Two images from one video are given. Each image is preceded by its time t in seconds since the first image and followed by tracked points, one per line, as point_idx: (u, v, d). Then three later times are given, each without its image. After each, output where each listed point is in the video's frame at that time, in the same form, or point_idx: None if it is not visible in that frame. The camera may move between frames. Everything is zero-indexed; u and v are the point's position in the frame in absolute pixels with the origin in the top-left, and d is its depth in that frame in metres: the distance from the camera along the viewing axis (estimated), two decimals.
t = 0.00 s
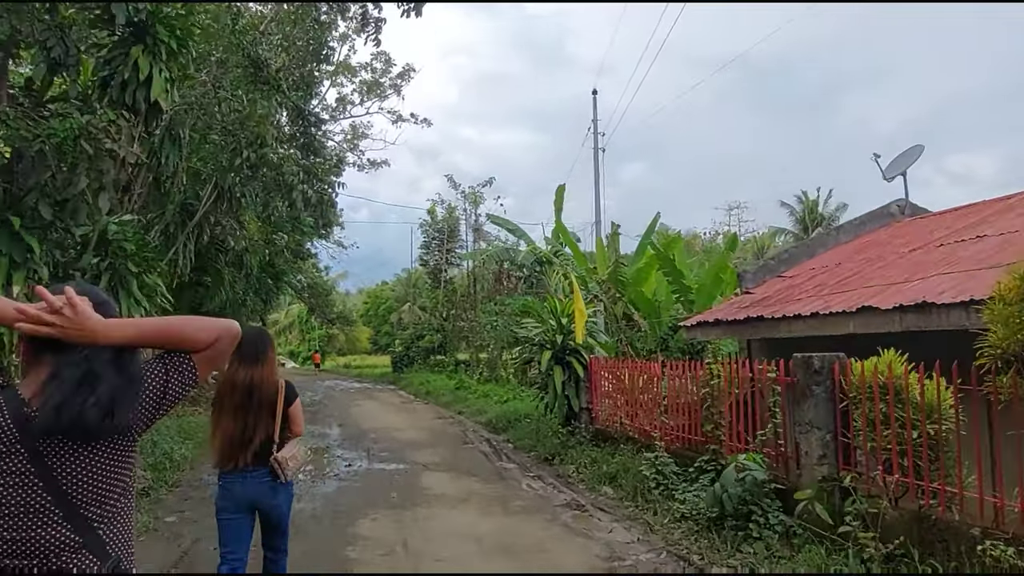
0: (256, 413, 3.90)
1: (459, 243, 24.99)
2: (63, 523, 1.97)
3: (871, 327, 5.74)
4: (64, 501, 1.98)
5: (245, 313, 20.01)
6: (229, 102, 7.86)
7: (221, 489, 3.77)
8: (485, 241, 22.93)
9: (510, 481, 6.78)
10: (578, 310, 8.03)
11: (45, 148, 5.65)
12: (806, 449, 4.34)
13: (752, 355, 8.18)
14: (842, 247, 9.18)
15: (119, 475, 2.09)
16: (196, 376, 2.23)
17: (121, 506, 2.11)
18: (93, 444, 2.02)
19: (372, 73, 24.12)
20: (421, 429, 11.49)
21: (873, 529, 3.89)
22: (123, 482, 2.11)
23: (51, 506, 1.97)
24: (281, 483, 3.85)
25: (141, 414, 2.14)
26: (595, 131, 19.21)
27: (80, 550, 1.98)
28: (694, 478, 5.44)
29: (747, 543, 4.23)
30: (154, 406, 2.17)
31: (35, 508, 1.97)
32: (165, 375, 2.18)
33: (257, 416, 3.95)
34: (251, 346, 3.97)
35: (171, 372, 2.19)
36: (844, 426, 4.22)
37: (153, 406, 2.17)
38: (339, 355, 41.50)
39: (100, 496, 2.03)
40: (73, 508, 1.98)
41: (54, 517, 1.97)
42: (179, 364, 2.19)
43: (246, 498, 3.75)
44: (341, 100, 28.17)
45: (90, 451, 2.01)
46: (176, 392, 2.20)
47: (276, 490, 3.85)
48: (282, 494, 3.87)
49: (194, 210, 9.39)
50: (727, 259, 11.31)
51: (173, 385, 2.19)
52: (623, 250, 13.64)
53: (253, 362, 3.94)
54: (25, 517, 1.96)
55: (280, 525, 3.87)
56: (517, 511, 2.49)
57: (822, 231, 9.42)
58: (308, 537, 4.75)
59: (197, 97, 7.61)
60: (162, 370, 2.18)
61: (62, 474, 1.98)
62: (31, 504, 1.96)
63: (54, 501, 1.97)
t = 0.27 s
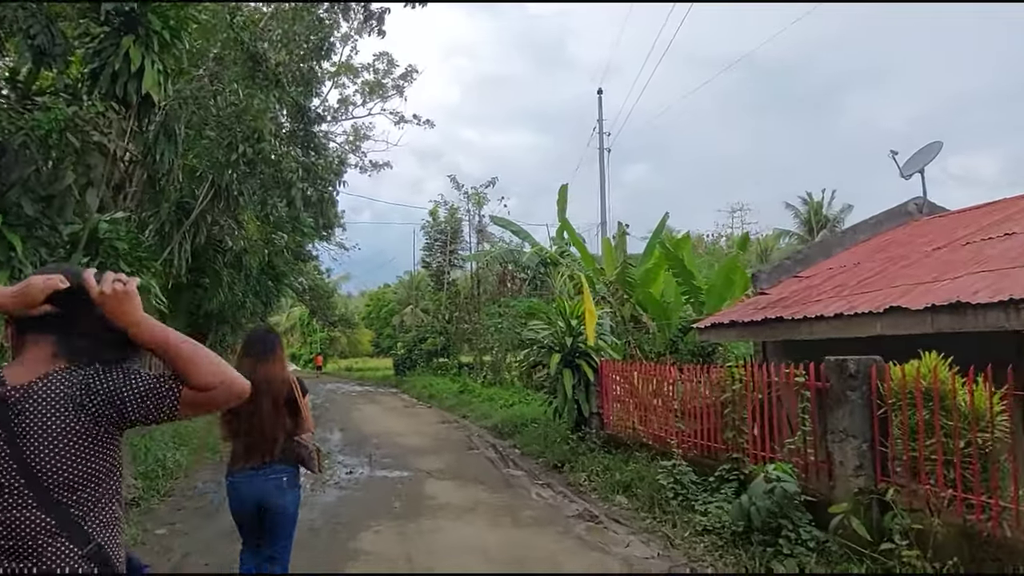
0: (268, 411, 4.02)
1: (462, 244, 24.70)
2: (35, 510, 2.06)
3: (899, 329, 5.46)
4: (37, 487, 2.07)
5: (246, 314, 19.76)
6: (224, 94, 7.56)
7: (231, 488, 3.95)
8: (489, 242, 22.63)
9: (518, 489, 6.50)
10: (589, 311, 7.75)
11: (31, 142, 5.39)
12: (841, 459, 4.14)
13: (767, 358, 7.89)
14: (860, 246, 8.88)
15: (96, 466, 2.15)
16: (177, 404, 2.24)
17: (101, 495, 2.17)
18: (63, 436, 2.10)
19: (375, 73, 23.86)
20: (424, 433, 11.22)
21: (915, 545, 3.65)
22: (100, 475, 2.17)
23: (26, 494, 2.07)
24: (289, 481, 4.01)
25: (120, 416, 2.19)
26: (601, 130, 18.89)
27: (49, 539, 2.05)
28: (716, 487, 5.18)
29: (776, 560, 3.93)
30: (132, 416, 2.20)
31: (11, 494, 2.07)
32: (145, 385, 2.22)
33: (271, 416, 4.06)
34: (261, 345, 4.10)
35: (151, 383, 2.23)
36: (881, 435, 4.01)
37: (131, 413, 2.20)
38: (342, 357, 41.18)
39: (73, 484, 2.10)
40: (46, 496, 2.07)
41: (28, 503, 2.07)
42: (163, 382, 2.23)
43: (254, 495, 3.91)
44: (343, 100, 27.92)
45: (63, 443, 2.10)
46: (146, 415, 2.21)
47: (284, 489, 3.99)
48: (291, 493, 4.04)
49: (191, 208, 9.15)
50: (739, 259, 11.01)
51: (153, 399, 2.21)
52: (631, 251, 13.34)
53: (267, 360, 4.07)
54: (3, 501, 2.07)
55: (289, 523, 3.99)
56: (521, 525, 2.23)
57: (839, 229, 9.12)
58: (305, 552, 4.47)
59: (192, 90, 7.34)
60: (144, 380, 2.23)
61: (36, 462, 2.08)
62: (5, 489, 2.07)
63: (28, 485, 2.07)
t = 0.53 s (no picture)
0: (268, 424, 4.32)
1: (465, 243, 24.42)
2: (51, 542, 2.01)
3: (933, 327, 5.15)
4: (53, 520, 2.02)
5: (246, 315, 19.49)
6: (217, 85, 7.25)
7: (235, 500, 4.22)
8: (492, 241, 22.34)
9: (527, 497, 6.21)
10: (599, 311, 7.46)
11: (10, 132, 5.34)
12: (880, 470, 4.03)
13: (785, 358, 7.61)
14: (878, 242, 8.58)
15: (111, 500, 2.08)
16: (185, 473, 2.10)
17: (117, 529, 2.12)
18: (75, 471, 2.04)
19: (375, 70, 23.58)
20: (428, 436, 10.93)
21: (963, 562, 3.54)
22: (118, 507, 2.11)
23: (40, 527, 2.02)
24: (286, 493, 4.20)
25: (132, 461, 2.09)
26: (607, 126, 18.59)
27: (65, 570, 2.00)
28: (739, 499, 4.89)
29: None
30: (145, 466, 2.10)
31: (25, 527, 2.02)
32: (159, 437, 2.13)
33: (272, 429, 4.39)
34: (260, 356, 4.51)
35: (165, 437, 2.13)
36: (924, 444, 3.91)
37: (143, 463, 2.10)
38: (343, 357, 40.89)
39: (88, 517, 2.04)
40: (62, 527, 2.02)
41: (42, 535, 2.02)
42: (182, 451, 2.11)
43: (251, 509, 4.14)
44: (344, 98, 27.64)
45: (74, 478, 2.03)
46: (156, 474, 2.09)
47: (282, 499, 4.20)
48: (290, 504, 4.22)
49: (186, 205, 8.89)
50: (750, 257, 10.71)
51: (169, 454, 2.10)
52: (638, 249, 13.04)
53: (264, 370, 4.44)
54: (16, 533, 2.02)
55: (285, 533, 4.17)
56: (532, 540, 1.96)
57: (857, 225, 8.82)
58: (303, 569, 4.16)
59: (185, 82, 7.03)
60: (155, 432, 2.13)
61: (49, 495, 2.02)
62: (19, 520, 2.02)
63: (46, 518, 2.02)
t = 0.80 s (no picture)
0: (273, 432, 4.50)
1: (464, 242, 24.11)
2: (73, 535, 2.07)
3: (959, 329, 4.88)
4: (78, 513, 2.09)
5: (241, 315, 19.19)
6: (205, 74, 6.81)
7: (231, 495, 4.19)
8: (492, 240, 22.03)
9: (529, 507, 5.93)
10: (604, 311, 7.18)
11: None
12: (916, 483, 3.91)
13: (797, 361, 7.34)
14: (891, 240, 8.31)
15: (131, 493, 2.19)
16: (210, 467, 2.25)
17: (133, 520, 2.22)
18: (104, 466, 2.13)
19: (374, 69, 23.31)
20: (427, 440, 10.64)
21: None
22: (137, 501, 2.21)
23: (63, 521, 2.08)
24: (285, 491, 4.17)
25: (155, 454, 2.21)
26: (609, 124, 18.28)
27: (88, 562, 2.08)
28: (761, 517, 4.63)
29: None
30: (169, 461, 2.23)
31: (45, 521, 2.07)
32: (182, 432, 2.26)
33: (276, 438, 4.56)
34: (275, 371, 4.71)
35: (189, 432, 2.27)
36: (964, 457, 3.81)
37: (167, 458, 2.23)
38: (341, 359, 40.51)
39: (112, 509, 2.14)
40: (85, 520, 2.09)
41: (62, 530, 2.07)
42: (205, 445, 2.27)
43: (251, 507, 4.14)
44: (342, 97, 27.35)
45: (101, 472, 2.13)
46: (179, 468, 2.23)
47: (282, 498, 4.19)
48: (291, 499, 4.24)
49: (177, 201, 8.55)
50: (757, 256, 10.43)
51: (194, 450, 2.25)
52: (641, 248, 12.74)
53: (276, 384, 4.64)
54: (34, 527, 2.07)
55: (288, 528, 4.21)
56: (544, 572, 1.69)
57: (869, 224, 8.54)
58: None
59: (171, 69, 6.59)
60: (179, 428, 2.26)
61: (71, 488, 2.09)
62: (39, 515, 2.07)
63: (67, 511, 2.08)
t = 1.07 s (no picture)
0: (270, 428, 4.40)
1: (465, 241, 23.80)
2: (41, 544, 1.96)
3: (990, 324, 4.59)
4: (51, 519, 1.98)
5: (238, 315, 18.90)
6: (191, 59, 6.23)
7: (228, 497, 3.97)
8: (493, 239, 21.75)
9: (532, 512, 5.64)
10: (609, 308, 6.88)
11: None
12: (958, 492, 3.75)
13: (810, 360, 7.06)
14: (907, 235, 8.02)
15: (106, 498, 2.08)
16: (190, 467, 2.17)
17: (104, 528, 2.10)
18: (79, 471, 2.02)
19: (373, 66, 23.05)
20: (425, 442, 10.34)
21: None
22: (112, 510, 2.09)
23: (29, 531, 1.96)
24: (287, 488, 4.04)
25: (130, 459, 2.10)
26: (611, 121, 17.97)
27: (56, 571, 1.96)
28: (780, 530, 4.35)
29: None
30: (147, 464, 2.12)
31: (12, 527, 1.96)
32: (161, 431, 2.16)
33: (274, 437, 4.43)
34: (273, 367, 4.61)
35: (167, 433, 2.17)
36: (1012, 463, 3.64)
37: (144, 460, 2.12)
38: (341, 359, 40.16)
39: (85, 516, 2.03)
40: (56, 528, 1.98)
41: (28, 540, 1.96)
42: (183, 442, 2.19)
43: (255, 508, 3.94)
44: (341, 95, 27.07)
45: (76, 477, 2.02)
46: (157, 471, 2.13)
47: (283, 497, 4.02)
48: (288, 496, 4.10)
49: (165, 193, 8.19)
50: (766, 252, 10.13)
51: (176, 453, 2.15)
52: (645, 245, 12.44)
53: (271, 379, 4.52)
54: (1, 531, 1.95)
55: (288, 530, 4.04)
56: None
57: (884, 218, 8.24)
58: None
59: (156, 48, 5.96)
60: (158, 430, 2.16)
61: (41, 492, 1.98)
62: (6, 520, 1.95)
63: (36, 517, 1.96)
